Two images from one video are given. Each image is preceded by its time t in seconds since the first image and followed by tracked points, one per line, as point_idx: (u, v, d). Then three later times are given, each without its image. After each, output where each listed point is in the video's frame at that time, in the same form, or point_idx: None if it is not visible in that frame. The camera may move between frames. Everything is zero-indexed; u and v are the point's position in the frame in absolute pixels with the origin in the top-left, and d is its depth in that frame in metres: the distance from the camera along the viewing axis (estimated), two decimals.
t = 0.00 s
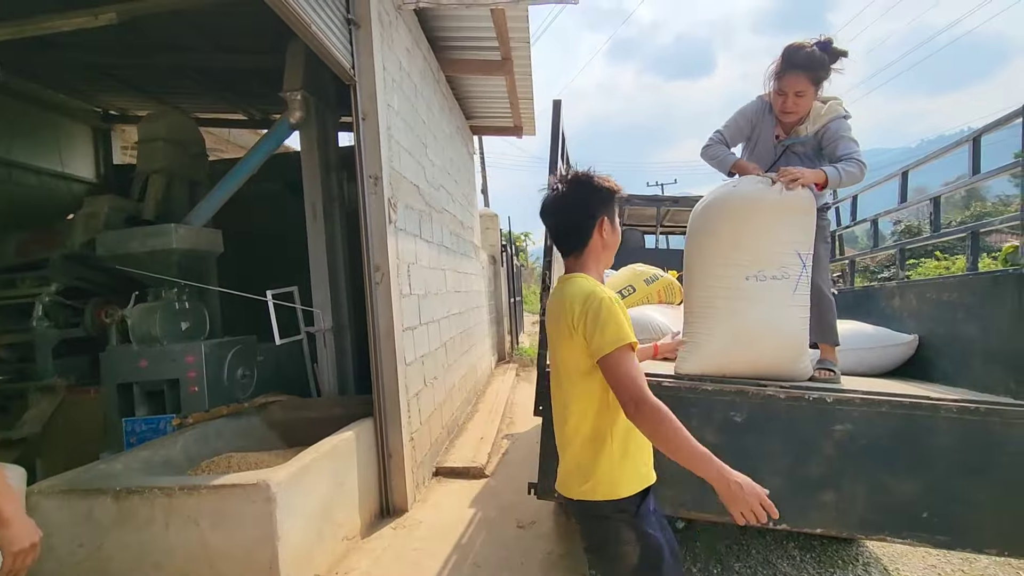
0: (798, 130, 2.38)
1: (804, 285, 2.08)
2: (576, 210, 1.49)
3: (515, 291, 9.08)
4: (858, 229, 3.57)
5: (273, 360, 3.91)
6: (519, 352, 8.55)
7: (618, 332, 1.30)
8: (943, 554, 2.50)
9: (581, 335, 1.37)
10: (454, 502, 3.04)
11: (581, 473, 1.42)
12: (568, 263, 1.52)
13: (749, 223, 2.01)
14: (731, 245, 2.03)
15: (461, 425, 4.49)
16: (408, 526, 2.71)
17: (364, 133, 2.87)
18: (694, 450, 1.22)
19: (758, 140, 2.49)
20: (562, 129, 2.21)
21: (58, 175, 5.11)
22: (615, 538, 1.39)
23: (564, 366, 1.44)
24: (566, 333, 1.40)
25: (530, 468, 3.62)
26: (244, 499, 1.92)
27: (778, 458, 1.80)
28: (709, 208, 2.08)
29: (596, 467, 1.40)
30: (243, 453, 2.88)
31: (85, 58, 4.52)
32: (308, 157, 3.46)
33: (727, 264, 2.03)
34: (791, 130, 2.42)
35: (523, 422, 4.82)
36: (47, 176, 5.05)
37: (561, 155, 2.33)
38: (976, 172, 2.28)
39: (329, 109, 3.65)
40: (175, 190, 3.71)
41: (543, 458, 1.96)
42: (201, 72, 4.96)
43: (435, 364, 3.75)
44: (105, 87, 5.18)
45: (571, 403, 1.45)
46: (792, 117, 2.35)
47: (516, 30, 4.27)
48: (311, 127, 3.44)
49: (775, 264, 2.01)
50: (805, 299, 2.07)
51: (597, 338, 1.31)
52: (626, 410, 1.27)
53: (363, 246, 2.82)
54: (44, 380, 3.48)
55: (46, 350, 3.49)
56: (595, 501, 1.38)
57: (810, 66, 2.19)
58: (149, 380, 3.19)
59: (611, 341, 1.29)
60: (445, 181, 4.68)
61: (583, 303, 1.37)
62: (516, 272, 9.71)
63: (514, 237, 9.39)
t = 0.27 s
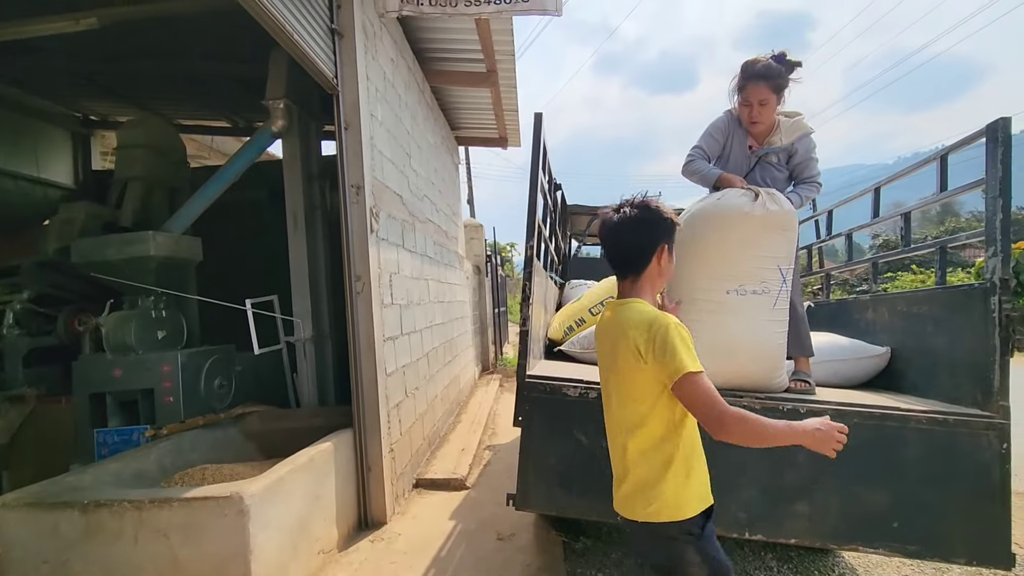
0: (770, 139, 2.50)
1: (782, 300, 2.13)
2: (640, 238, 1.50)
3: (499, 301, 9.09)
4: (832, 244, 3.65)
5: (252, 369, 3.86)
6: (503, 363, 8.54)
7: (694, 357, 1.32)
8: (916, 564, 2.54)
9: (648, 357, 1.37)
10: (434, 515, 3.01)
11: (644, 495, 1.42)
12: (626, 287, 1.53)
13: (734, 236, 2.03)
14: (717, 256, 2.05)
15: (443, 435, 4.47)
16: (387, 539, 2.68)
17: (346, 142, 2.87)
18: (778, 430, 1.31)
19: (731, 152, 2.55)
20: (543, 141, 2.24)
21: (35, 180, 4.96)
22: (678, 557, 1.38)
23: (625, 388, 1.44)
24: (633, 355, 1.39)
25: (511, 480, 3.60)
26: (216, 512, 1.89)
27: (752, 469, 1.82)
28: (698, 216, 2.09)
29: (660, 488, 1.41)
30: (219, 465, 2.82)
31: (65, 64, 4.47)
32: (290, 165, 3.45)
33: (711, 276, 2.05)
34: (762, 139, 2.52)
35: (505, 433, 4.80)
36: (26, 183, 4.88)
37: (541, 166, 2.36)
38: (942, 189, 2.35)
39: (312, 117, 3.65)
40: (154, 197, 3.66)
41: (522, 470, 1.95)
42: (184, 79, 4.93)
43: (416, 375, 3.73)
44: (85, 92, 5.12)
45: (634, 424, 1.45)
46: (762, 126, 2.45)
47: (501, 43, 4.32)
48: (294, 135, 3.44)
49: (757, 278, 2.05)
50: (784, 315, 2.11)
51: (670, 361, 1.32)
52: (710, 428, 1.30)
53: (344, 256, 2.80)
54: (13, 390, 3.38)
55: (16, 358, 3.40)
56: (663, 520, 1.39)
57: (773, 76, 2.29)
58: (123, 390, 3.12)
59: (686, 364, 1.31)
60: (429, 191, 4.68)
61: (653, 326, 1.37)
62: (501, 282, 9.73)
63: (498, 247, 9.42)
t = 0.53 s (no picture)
0: (750, 148, 2.53)
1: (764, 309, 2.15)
2: (692, 238, 1.54)
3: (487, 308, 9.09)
4: (813, 252, 3.71)
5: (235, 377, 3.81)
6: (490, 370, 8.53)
7: (755, 350, 1.41)
8: (897, 569, 2.57)
9: (710, 355, 1.42)
10: (419, 523, 2.99)
11: (710, 489, 1.47)
12: (675, 285, 1.56)
13: (719, 245, 2.06)
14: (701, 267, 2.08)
15: (429, 443, 4.44)
16: (371, 549, 2.65)
17: (333, 149, 2.87)
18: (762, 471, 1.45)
19: (712, 161, 2.58)
20: (528, 150, 2.25)
21: (16, 185, 4.85)
22: (750, 547, 1.44)
23: (681, 389, 1.47)
24: (696, 355, 1.43)
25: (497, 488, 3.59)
26: (196, 522, 1.86)
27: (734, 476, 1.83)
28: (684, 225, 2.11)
29: (726, 479, 1.47)
30: (200, 474, 2.78)
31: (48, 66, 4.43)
32: (276, 171, 3.44)
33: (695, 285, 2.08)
34: (742, 148, 2.56)
35: (492, 441, 4.79)
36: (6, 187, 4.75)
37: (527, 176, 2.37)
38: (918, 200, 2.41)
39: (298, 124, 3.64)
40: (138, 203, 3.63)
41: (506, 477, 1.95)
42: (170, 84, 4.90)
43: (403, 382, 3.72)
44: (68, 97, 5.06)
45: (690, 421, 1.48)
46: (743, 134, 2.48)
47: (489, 52, 4.35)
48: (280, 142, 3.43)
49: (738, 288, 2.08)
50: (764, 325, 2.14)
51: (736, 356, 1.39)
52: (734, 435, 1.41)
53: (330, 263, 2.79)
54: None
55: None
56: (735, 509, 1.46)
57: (754, 86, 2.32)
58: (102, 398, 3.07)
59: (751, 358, 1.39)
60: (417, 198, 4.69)
61: (716, 322, 1.42)
62: (489, 289, 9.74)
63: (486, 254, 9.44)
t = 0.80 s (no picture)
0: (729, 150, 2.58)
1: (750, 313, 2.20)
2: (730, 260, 1.52)
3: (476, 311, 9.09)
4: (797, 256, 3.77)
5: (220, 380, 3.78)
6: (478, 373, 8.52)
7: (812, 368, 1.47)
8: (879, 569, 2.60)
9: (780, 377, 1.43)
10: (406, 527, 2.98)
11: (773, 508, 1.46)
12: (722, 306, 1.54)
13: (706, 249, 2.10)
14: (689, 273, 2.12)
15: (417, 447, 4.43)
16: (357, 553, 2.64)
17: (320, 151, 2.86)
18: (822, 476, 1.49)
19: (695, 164, 2.63)
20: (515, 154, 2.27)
21: None
22: (803, 563, 1.46)
23: (749, 409, 1.44)
24: (763, 372, 1.42)
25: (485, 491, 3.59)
26: (179, 526, 1.84)
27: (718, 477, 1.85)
28: (673, 230, 2.14)
29: (788, 498, 1.47)
30: (184, 479, 2.75)
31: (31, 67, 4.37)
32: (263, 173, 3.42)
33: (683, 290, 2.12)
34: (722, 148, 2.60)
35: (480, 444, 4.79)
36: None
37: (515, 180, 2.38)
38: (898, 205, 2.46)
39: (286, 126, 3.63)
40: (122, 204, 3.59)
41: (493, 479, 1.95)
42: (155, 85, 4.85)
43: (390, 385, 3.71)
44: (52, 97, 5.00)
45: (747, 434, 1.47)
46: (723, 134, 2.52)
47: (478, 56, 4.37)
48: (267, 144, 3.42)
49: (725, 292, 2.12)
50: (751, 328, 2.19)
51: (806, 375, 1.42)
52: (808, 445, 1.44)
53: (317, 265, 2.78)
54: None
55: None
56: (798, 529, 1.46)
57: (732, 86, 2.37)
58: (84, 402, 3.03)
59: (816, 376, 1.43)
60: (406, 201, 4.68)
61: (782, 342, 1.43)
62: (478, 292, 9.74)
63: (475, 257, 9.45)
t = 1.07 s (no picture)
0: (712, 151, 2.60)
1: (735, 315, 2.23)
2: (753, 253, 1.53)
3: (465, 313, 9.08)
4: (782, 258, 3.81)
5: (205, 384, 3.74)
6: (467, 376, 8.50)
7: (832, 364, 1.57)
8: (862, 567, 2.63)
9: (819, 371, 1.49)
10: (393, 531, 2.97)
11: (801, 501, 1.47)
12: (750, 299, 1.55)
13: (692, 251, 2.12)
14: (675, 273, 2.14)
15: (405, 450, 4.41)
16: (343, 557, 2.62)
17: (306, 153, 2.84)
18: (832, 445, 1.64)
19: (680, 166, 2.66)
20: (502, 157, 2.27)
21: None
22: (824, 557, 1.49)
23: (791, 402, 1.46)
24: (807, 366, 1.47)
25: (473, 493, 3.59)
26: (161, 532, 1.82)
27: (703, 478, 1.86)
28: (660, 232, 2.17)
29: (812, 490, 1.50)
30: (168, 483, 2.72)
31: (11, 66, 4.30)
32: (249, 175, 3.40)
33: (670, 291, 2.14)
34: (705, 149, 2.63)
35: (469, 446, 4.78)
36: None
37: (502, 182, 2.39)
38: (879, 208, 2.49)
39: (272, 128, 3.60)
40: (104, 206, 3.54)
41: (480, 482, 1.95)
42: (140, 85, 4.80)
43: (378, 388, 3.69)
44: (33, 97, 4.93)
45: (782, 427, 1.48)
46: (705, 134, 2.56)
47: (466, 59, 4.38)
48: (253, 146, 3.40)
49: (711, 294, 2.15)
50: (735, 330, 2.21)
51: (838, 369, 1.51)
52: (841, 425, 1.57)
53: (303, 268, 2.76)
54: None
55: None
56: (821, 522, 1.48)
57: (711, 88, 2.40)
58: (64, 407, 2.98)
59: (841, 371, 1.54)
60: (393, 203, 4.67)
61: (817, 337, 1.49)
62: (467, 294, 9.73)
63: (464, 259, 9.44)
